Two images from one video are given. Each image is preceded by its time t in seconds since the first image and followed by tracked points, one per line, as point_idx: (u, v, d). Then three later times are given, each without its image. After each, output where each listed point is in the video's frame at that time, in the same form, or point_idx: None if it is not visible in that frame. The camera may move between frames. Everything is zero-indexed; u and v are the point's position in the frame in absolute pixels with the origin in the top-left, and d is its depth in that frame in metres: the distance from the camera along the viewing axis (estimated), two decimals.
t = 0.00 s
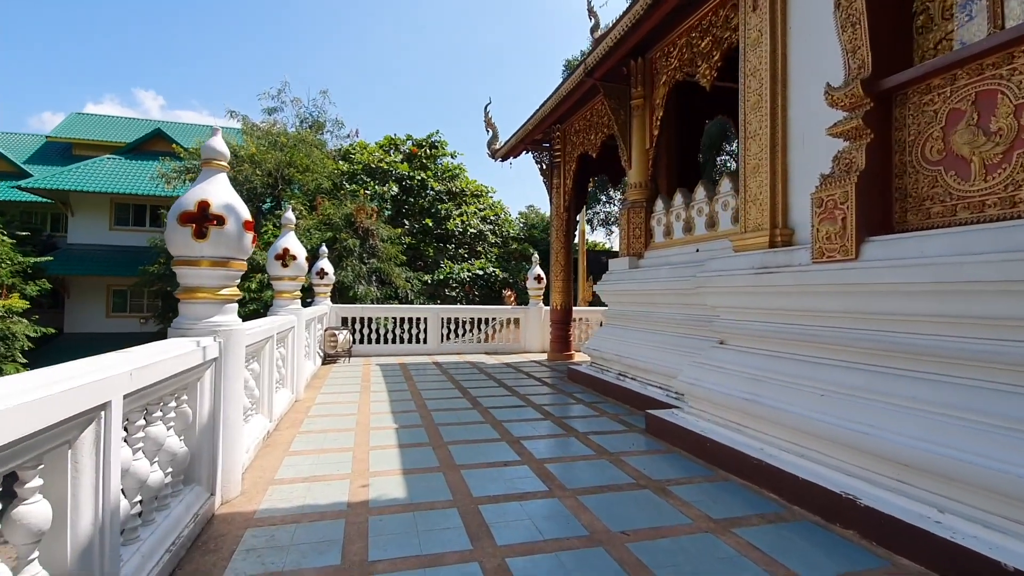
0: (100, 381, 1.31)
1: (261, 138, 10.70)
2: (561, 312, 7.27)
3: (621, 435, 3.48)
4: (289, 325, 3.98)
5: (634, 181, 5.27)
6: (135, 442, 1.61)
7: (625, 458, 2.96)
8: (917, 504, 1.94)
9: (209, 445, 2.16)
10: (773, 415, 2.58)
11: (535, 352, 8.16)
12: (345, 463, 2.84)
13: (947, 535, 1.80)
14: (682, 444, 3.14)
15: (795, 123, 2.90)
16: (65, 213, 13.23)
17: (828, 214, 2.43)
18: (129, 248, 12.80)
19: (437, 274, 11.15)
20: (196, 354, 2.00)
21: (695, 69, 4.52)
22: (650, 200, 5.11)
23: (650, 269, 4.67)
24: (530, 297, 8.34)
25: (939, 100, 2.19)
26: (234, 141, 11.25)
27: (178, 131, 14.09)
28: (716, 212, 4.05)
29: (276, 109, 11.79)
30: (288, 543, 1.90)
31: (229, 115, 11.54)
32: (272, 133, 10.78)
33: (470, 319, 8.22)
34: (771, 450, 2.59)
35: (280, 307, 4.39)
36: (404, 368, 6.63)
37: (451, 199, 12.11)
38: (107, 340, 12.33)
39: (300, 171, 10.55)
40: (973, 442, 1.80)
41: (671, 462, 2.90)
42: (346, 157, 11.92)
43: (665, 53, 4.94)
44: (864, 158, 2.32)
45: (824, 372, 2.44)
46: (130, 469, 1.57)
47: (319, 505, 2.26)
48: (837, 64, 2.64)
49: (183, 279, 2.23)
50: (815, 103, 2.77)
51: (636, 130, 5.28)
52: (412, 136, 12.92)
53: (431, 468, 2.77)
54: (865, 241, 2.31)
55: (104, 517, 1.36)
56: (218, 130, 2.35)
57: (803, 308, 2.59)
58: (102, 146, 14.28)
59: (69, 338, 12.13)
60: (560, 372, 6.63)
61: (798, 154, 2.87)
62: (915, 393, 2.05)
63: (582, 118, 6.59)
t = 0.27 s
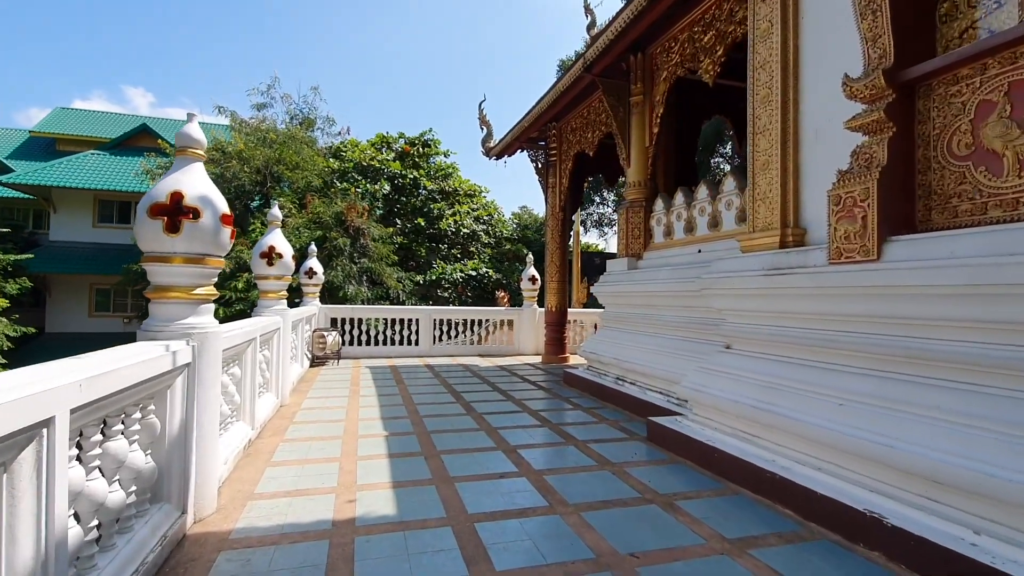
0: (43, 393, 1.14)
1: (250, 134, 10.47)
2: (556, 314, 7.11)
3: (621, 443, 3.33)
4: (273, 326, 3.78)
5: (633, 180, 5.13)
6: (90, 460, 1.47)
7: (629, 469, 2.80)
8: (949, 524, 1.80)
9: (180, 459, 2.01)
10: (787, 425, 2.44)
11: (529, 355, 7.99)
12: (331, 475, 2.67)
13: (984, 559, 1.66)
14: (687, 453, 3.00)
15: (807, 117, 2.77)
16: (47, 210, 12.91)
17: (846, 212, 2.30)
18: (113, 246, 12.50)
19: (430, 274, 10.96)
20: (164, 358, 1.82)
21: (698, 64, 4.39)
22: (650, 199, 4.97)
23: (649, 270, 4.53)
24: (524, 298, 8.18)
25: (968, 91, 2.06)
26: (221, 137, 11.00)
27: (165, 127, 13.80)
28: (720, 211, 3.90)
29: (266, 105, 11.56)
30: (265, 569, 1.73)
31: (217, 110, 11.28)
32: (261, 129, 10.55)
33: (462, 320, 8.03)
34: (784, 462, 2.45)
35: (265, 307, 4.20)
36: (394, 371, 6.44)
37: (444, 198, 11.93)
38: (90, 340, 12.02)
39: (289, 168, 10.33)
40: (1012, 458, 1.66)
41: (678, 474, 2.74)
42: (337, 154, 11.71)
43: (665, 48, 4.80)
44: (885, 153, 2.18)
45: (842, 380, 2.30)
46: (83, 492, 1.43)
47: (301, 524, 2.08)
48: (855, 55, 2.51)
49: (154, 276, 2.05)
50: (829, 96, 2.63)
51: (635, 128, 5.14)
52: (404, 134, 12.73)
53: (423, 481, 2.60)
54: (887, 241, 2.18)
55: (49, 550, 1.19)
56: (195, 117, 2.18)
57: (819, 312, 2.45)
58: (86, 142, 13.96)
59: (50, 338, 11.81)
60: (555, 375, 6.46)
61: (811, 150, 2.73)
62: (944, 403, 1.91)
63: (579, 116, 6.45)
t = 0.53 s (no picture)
0: None
1: (241, 131, 10.26)
2: (553, 316, 6.95)
3: (627, 453, 3.16)
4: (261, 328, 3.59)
5: (635, 179, 4.98)
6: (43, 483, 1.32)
7: (637, 481, 2.64)
8: (995, 549, 1.65)
9: (151, 475, 1.84)
10: (808, 437, 2.29)
11: (525, 358, 7.82)
12: (320, 490, 2.48)
13: None
14: (698, 465, 2.84)
15: (828, 111, 2.62)
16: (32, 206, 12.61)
17: (874, 211, 2.16)
18: (100, 244, 12.22)
19: (424, 275, 10.77)
20: (134, 365, 1.64)
21: (705, 59, 4.25)
22: (652, 199, 4.82)
23: (653, 272, 4.38)
24: (520, 300, 8.01)
25: (1008, 81, 1.92)
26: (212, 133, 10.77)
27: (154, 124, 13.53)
28: (728, 210, 3.76)
29: (258, 102, 11.34)
30: None
31: (207, 106, 11.04)
32: (253, 126, 10.33)
33: (458, 322, 7.86)
34: (806, 477, 2.30)
35: (251, 308, 4.01)
36: (387, 374, 6.25)
37: (439, 198, 11.74)
38: (75, 341, 11.73)
39: (281, 165, 10.12)
40: None
41: (689, 488, 2.59)
42: (330, 152, 11.50)
43: (670, 43, 4.66)
44: (917, 148, 2.04)
45: (869, 390, 2.16)
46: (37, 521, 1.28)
47: (286, 547, 1.90)
48: (881, 45, 2.37)
49: (125, 275, 1.87)
50: (852, 89, 2.49)
51: (637, 126, 4.99)
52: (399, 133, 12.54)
53: (419, 496, 2.42)
54: (919, 241, 2.04)
55: None
56: (172, 101, 2.00)
57: (842, 318, 2.30)
58: (73, 138, 13.67)
59: (34, 338, 11.51)
60: (553, 379, 6.30)
61: (831, 145, 2.59)
62: (986, 417, 1.76)
63: (579, 114, 6.30)
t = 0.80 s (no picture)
0: None
1: (233, 129, 10.07)
2: (552, 321, 6.80)
3: (634, 465, 3.01)
4: (250, 332, 3.42)
5: (639, 181, 4.84)
6: None
7: (648, 497, 2.49)
8: None
9: (123, 494, 1.68)
10: (834, 452, 2.15)
11: (522, 363, 7.67)
12: (310, 507, 2.31)
13: None
14: (711, 479, 2.70)
15: (850, 108, 2.50)
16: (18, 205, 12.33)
17: (906, 212, 2.03)
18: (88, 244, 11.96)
19: (419, 278, 10.59)
20: (103, 374, 1.47)
21: (712, 58, 4.13)
22: (657, 201, 4.68)
23: (658, 276, 4.24)
24: (517, 304, 7.86)
25: None
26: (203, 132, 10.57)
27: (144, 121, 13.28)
28: (738, 213, 3.63)
29: (251, 100, 11.15)
30: None
31: (198, 104, 10.83)
32: (245, 124, 10.14)
33: (454, 326, 7.69)
34: (831, 495, 2.16)
35: (240, 311, 3.83)
36: (381, 379, 6.07)
37: (435, 200, 11.58)
38: (60, 342, 11.45)
39: (274, 165, 9.94)
40: None
41: (704, 504, 2.44)
42: (324, 152, 11.32)
43: (675, 41, 4.54)
44: (953, 145, 1.92)
45: (900, 403, 2.03)
46: None
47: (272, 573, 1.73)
48: (910, 37, 2.24)
49: (99, 274, 1.71)
50: (877, 84, 2.37)
51: (641, 126, 4.86)
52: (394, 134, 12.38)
53: (417, 513, 2.26)
54: (956, 244, 1.91)
55: None
56: (152, 85, 1.84)
57: (870, 326, 2.17)
58: (62, 136, 13.42)
59: (17, 340, 11.23)
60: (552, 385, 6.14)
61: (853, 144, 2.46)
62: None
63: (579, 114, 6.17)
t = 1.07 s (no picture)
0: None
1: (225, 134, 9.90)
2: (549, 331, 6.65)
3: (642, 484, 2.85)
4: (235, 341, 3.24)
5: (641, 188, 4.72)
6: None
7: (661, 521, 2.33)
8: None
9: (88, 520, 1.51)
10: (864, 475, 2.01)
11: (518, 374, 7.51)
12: (297, 530, 2.13)
13: None
14: (725, 501, 2.54)
15: (872, 111, 2.38)
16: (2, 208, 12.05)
17: (938, 218, 1.92)
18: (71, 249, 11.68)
19: (413, 286, 10.41)
20: (64, 388, 1.31)
21: (717, 63, 4.03)
22: (659, 209, 4.55)
23: (662, 285, 4.11)
24: (513, 313, 7.71)
25: None
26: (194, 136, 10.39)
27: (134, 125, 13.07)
28: (745, 221, 3.52)
29: (244, 105, 11.01)
30: None
31: (189, 108, 10.65)
32: (237, 129, 9.98)
33: (448, 336, 7.52)
34: (860, 520, 2.02)
35: (226, 318, 3.65)
36: (373, 390, 5.88)
37: (429, 208, 11.44)
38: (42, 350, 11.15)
39: (266, 170, 9.77)
40: None
41: (721, 529, 2.28)
42: (318, 158, 11.16)
43: (679, 47, 4.45)
44: (989, 147, 1.80)
45: (936, 423, 1.89)
46: None
47: None
48: (937, 37, 2.14)
49: (65, 275, 1.55)
50: (899, 86, 2.26)
51: (643, 132, 4.75)
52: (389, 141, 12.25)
53: (412, 537, 2.09)
54: (994, 253, 1.80)
55: None
56: (131, 72, 1.69)
57: (900, 339, 2.04)
58: (50, 139, 13.19)
59: None
60: (549, 397, 5.97)
61: (875, 148, 2.35)
62: None
63: (579, 121, 6.07)
